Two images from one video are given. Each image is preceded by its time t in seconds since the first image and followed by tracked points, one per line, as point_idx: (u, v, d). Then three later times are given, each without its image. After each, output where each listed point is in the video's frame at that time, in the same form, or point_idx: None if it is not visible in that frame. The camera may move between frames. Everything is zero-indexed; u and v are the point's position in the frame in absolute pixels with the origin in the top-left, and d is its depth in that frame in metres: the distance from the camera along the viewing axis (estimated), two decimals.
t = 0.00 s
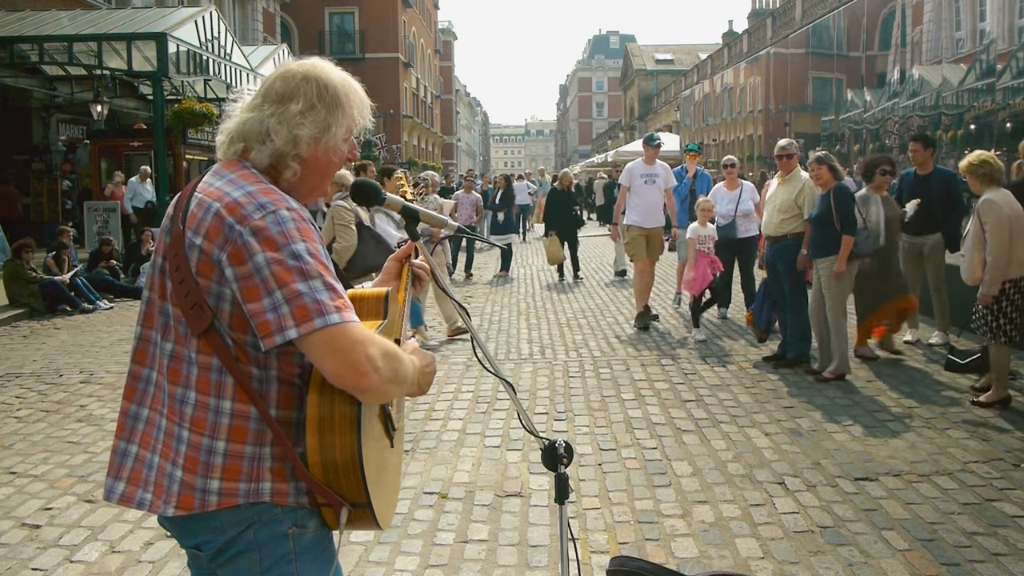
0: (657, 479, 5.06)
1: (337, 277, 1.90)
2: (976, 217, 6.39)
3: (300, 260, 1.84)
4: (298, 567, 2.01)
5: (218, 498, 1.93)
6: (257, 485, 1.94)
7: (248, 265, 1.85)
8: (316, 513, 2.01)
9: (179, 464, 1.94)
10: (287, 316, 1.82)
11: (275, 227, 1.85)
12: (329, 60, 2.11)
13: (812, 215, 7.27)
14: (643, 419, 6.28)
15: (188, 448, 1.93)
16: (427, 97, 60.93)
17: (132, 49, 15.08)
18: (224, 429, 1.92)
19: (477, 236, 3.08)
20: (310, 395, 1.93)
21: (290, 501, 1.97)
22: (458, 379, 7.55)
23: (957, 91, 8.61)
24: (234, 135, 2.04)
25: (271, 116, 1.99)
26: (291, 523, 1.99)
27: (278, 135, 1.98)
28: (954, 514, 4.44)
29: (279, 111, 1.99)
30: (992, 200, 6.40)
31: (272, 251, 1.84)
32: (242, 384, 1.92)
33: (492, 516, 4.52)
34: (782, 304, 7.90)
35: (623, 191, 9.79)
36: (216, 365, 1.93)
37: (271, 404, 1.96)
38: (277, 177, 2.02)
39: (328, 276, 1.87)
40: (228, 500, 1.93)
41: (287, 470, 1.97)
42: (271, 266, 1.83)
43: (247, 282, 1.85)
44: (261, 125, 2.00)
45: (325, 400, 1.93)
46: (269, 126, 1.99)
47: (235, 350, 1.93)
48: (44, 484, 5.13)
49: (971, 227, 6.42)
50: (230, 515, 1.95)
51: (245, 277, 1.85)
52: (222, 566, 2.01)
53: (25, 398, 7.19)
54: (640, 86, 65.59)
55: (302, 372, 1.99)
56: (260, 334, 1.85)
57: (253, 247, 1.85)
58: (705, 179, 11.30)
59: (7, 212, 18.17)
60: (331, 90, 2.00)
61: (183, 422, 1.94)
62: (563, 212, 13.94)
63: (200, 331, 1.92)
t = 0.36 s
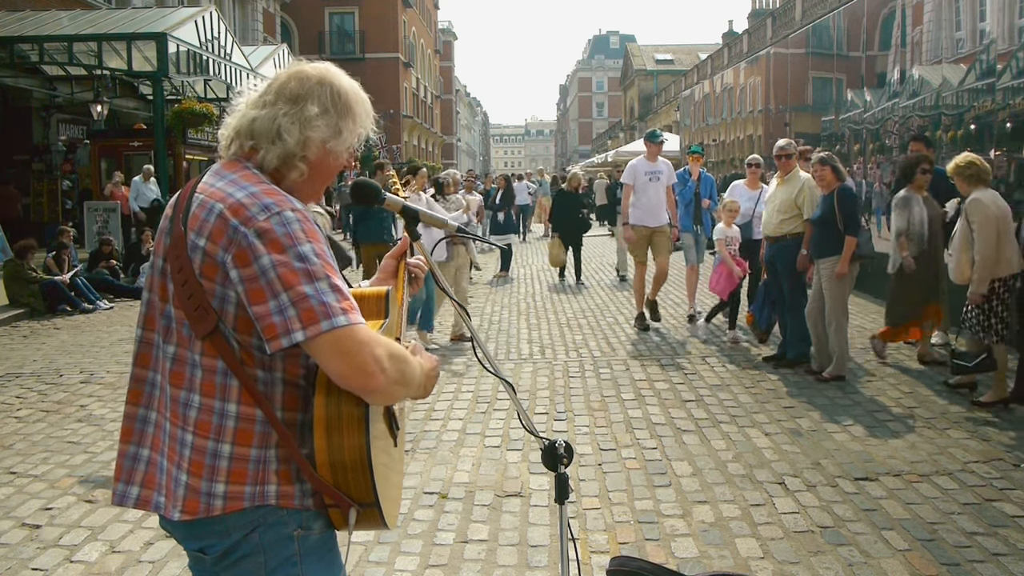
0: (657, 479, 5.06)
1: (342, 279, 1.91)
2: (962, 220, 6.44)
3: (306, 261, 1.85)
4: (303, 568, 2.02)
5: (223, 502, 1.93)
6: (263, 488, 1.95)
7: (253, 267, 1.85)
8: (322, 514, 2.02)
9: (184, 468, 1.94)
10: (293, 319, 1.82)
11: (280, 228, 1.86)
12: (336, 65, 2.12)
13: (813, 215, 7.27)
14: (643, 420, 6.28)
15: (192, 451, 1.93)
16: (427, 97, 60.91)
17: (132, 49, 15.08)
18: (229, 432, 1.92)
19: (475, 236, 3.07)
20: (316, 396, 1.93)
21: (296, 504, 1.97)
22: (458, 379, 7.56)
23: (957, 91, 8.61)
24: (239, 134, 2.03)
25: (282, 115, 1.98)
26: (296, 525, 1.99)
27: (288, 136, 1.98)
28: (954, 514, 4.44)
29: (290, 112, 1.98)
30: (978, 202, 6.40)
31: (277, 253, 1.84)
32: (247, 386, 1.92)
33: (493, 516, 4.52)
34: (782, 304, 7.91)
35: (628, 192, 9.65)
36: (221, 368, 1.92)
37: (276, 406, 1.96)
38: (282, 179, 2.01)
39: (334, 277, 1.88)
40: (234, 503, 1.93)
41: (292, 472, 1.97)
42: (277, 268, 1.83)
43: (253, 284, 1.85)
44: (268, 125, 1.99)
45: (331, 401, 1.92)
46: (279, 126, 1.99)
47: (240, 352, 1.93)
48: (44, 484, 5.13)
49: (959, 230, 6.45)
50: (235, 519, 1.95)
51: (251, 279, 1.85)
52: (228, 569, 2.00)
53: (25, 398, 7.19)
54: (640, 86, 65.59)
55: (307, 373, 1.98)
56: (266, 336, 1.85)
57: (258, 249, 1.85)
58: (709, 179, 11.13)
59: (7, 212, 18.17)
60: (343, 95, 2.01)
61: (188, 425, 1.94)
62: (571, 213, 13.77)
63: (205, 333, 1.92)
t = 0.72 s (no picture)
0: (657, 479, 5.06)
1: (343, 275, 1.91)
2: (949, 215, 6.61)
3: (305, 257, 1.85)
4: (300, 569, 2.02)
5: (219, 502, 1.93)
6: (258, 488, 1.94)
7: (253, 264, 1.85)
8: (319, 515, 2.02)
9: (181, 467, 1.94)
10: (294, 313, 1.82)
11: (279, 226, 1.86)
12: (334, 64, 2.11)
13: (813, 216, 7.27)
14: (643, 420, 6.28)
15: (190, 450, 1.93)
16: (427, 97, 60.90)
17: (132, 49, 15.08)
18: (226, 431, 1.92)
19: (472, 236, 3.06)
20: (315, 394, 1.93)
21: (292, 505, 1.97)
22: (458, 379, 7.56)
23: (957, 91, 8.61)
24: (238, 135, 2.04)
25: (277, 116, 1.98)
26: (293, 526, 1.99)
27: (283, 135, 1.98)
28: (954, 514, 4.44)
29: (286, 112, 1.98)
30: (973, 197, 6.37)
31: (277, 249, 1.84)
32: (245, 385, 1.92)
33: (493, 516, 4.52)
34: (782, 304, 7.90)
35: (640, 192, 9.41)
36: (219, 367, 1.92)
37: (273, 405, 1.95)
38: (279, 178, 2.02)
39: (333, 274, 1.87)
40: (229, 503, 1.93)
41: (289, 472, 1.97)
42: (277, 264, 1.83)
43: (253, 281, 1.85)
44: (266, 124, 1.99)
45: (330, 399, 1.92)
46: (275, 126, 1.99)
47: (239, 351, 1.93)
48: (44, 484, 5.13)
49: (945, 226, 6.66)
50: (231, 519, 1.95)
51: (250, 276, 1.85)
52: (224, 570, 2.01)
53: (25, 398, 7.19)
54: (640, 86, 65.60)
55: (305, 373, 1.98)
56: (266, 332, 1.84)
57: (258, 246, 1.85)
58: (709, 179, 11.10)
59: (7, 212, 18.17)
60: (338, 95, 2.01)
61: (184, 424, 1.94)
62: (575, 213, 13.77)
63: (203, 332, 1.92)
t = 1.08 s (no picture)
0: (657, 479, 5.06)
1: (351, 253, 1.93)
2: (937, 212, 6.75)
3: (312, 237, 1.85)
4: (299, 567, 2.02)
5: (218, 498, 1.93)
6: (259, 484, 1.94)
7: (259, 249, 1.86)
8: (320, 512, 2.02)
9: (181, 463, 1.94)
10: (308, 279, 1.81)
11: (282, 215, 1.87)
12: (336, 64, 2.11)
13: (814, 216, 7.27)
14: (643, 419, 6.28)
15: (190, 447, 1.93)
16: (427, 97, 60.90)
17: (132, 49, 15.08)
18: (226, 427, 1.92)
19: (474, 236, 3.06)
20: (324, 384, 1.94)
21: (291, 501, 1.97)
22: (458, 379, 7.56)
23: (957, 91, 8.61)
24: (237, 136, 2.05)
25: (275, 113, 1.99)
26: (291, 524, 1.99)
27: (280, 132, 1.99)
28: (954, 514, 4.44)
29: (283, 109, 1.99)
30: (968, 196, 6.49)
31: (283, 232, 1.85)
32: (246, 380, 1.92)
33: (493, 516, 4.52)
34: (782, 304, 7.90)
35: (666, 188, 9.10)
36: (219, 363, 1.92)
37: (274, 400, 1.95)
38: (276, 175, 2.01)
39: (342, 248, 1.88)
40: (228, 499, 1.93)
41: (289, 468, 1.97)
42: (285, 244, 1.84)
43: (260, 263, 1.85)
44: (264, 122, 2.00)
45: (340, 389, 1.94)
46: (272, 123, 1.99)
47: (240, 347, 1.93)
48: (44, 484, 5.13)
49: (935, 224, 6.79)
50: (231, 516, 1.95)
51: (257, 259, 1.86)
52: (223, 568, 2.01)
53: (25, 398, 7.19)
54: (640, 86, 65.62)
55: (307, 368, 1.98)
56: (281, 304, 1.83)
57: (262, 232, 1.86)
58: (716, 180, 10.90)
59: (7, 212, 18.17)
60: (336, 92, 2.00)
61: (183, 421, 1.94)
62: (577, 214, 13.73)
63: (204, 328, 1.92)
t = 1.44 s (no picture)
0: (657, 479, 5.06)
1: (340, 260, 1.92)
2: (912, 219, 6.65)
3: (303, 244, 1.85)
4: (299, 566, 2.01)
5: (218, 496, 1.93)
6: (258, 483, 1.94)
7: (250, 252, 1.85)
8: (319, 512, 2.02)
9: (180, 462, 1.94)
10: (291, 292, 1.80)
11: (277, 218, 1.86)
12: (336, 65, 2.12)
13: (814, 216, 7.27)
14: (643, 420, 6.28)
15: (189, 445, 1.93)
16: (427, 97, 60.90)
17: (132, 49, 15.07)
18: (225, 426, 1.92)
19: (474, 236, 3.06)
20: (316, 389, 1.92)
21: (291, 500, 1.97)
22: (458, 379, 7.56)
23: (957, 91, 8.62)
24: (236, 132, 2.05)
25: (272, 109, 1.99)
26: (292, 522, 1.99)
27: (276, 128, 1.99)
28: (954, 514, 4.44)
29: (280, 106, 1.99)
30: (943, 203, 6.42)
31: (274, 237, 1.84)
32: (244, 380, 1.92)
33: (493, 517, 4.52)
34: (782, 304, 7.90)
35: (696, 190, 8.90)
36: (217, 362, 1.92)
37: (273, 400, 1.95)
38: (272, 172, 2.01)
39: (330, 257, 1.86)
40: (228, 497, 1.93)
41: (288, 468, 1.97)
42: (274, 248, 1.83)
43: (249, 269, 1.84)
44: (260, 118, 2.00)
45: (331, 394, 1.91)
46: (268, 119, 1.99)
47: (238, 347, 1.93)
48: (44, 484, 5.13)
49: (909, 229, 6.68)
50: (232, 513, 1.95)
51: (247, 264, 1.84)
52: (224, 566, 2.00)
53: (25, 398, 7.19)
54: (640, 86, 65.61)
55: (304, 369, 1.98)
56: (268, 316, 1.83)
57: (255, 235, 1.85)
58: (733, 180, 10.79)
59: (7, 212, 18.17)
60: (334, 91, 2.00)
61: (183, 420, 1.94)
62: (578, 214, 13.73)
63: (201, 328, 1.92)
